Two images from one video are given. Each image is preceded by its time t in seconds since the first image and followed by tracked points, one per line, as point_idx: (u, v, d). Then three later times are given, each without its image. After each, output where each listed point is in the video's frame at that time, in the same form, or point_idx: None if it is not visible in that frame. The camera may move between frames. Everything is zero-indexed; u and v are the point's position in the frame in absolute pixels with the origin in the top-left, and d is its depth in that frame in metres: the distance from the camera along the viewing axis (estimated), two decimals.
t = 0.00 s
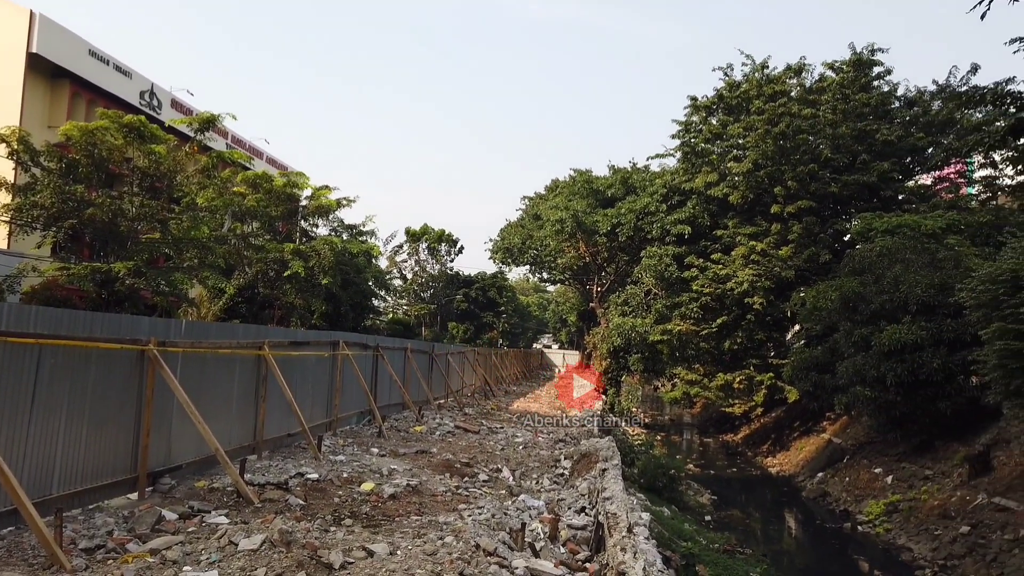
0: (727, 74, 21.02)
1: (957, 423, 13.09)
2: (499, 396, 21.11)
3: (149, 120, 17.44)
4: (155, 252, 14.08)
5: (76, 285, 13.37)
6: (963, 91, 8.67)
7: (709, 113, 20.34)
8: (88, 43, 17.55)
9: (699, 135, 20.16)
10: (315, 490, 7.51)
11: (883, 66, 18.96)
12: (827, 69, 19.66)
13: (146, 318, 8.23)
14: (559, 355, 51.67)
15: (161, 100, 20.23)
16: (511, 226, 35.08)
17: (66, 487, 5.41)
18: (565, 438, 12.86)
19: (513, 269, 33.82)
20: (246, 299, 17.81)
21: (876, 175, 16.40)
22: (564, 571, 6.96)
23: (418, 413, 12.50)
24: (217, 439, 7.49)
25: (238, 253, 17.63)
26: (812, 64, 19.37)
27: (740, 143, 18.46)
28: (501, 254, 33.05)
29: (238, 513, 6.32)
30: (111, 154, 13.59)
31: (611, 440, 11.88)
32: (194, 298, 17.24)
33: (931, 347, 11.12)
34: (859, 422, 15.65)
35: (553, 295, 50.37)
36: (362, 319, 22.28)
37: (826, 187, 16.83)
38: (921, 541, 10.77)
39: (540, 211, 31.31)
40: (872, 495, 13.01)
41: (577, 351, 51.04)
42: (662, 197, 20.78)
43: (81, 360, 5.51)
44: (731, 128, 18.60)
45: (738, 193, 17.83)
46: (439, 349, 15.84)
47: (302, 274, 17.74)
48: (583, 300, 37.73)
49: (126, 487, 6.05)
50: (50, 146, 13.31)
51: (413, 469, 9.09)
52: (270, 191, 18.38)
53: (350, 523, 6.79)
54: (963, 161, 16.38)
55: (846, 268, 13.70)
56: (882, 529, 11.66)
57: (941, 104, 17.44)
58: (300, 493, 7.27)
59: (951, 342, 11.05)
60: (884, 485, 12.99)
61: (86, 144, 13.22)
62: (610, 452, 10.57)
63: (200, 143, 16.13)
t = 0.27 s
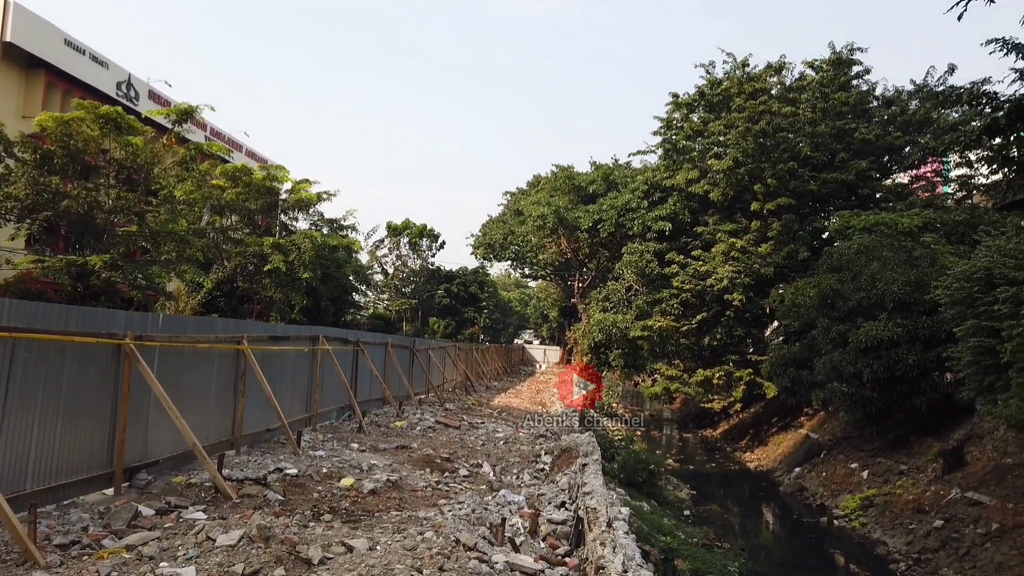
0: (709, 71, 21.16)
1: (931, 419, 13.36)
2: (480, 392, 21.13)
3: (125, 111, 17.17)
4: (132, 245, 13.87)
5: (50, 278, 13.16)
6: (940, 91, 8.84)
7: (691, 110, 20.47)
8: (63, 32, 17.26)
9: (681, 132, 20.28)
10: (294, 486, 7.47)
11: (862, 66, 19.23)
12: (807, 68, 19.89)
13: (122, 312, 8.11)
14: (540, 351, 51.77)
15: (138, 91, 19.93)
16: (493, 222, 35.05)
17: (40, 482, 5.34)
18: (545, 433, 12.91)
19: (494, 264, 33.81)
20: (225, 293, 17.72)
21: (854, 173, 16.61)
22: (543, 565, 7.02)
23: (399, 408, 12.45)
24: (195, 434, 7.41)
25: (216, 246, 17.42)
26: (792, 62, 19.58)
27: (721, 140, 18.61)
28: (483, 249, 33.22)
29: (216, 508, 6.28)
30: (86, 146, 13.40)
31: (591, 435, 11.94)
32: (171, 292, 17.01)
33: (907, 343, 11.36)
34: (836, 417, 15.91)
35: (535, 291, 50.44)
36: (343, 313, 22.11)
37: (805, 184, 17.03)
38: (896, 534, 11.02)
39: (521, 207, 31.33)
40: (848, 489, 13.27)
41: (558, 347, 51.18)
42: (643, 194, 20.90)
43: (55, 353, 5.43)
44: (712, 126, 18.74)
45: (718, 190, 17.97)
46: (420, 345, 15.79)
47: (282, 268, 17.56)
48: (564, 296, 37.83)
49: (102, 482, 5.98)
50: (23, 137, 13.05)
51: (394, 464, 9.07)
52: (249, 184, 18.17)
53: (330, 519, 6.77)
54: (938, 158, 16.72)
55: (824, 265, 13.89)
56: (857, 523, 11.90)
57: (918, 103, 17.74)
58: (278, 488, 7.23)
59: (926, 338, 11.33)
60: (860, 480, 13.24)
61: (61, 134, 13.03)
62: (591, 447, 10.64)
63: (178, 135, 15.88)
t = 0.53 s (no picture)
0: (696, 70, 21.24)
1: (915, 415, 13.56)
2: (468, 388, 21.15)
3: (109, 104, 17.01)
4: (117, 240, 13.74)
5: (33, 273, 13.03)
6: (925, 90, 8.95)
7: (679, 108, 20.54)
8: (45, 24, 17.19)
9: (669, 130, 20.36)
10: (280, 482, 7.45)
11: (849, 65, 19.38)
12: (795, 67, 20.02)
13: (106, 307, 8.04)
14: (528, 347, 51.83)
15: (123, 85, 19.77)
16: (481, 219, 35.03)
17: (23, 479, 5.30)
18: (533, 430, 12.94)
19: (482, 261, 33.80)
20: (210, 289, 17.63)
21: (841, 171, 16.74)
22: (529, 562, 7.06)
23: (386, 405, 12.42)
24: (180, 430, 7.37)
25: (203, 242, 17.28)
26: (780, 61, 19.71)
27: (709, 138, 18.69)
28: (472, 246, 33.26)
29: (201, 505, 6.27)
30: (70, 139, 13.15)
31: (578, 431, 11.97)
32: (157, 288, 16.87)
33: (892, 341, 11.51)
34: (821, 414, 16.08)
35: (523, 287, 50.47)
36: (330, 309, 22.01)
37: (792, 183, 17.15)
38: (880, 530, 11.17)
39: (509, 203, 31.34)
40: (832, 486, 13.43)
41: (545, 344, 51.25)
42: (631, 191, 20.96)
43: (38, 349, 5.39)
44: (700, 123, 18.83)
45: (706, 187, 18.06)
46: (407, 341, 15.75)
47: (269, 264, 17.45)
48: (552, 293, 37.89)
49: (86, 479, 5.94)
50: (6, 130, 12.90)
51: (381, 461, 9.05)
52: (236, 179, 18.04)
53: (316, 515, 6.76)
54: (924, 158, 16.85)
55: (810, 263, 14.01)
56: (842, 519, 12.06)
57: (904, 102, 17.89)
58: (265, 484, 7.21)
59: (911, 336, 11.49)
60: (845, 476, 13.40)
61: (45, 127, 12.88)
62: (578, 444, 10.68)
63: (163, 130, 15.73)
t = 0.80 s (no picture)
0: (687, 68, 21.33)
1: (902, 412, 13.71)
2: (458, 386, 21.15)
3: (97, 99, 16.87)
4: (104, 236, 13.63)
5: (19, 269, 12.90)
6: (912, 89, 9.04)
7: (669, 106, 20.63)
8: (31, 18, 17.03)
9: (659, 128, 20.44)
10: (269, 479, 7.43)
11: (837, 64, 19.52)
12: (784, 65, 20.13)
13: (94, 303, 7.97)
14: (518, 345, 51.89)
15: (110, 80, 19.61)
16: (471, 216, 35.00)
17: (9, 477, 5.27)
18: (522, 427, 12.95)
19: (473, 258, 33.78)
20: (199, 285, 17.52)
21: (829, 170, 16.86)
22: (519, 559, 7.11)
23: (376, 402, 12.38)
24: (168, 428, 7.33)
25: (191, 238, 17.17)
26: (769, 60, 19.82)
27: (698, 136, 18.75)
28: (462, 243, 33.29)
29: (189, 503, 6.26)
30: (57, 134, 13.08)
31: (568, 429, 12.00)
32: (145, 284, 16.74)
33: (880, 338, 11.63)
34: (809, 411, 16.22)
35: (513, 285, 50.50)
36: (320, 307, 21.92)
37: (781, 181, 17.25)
38: (867, 526, 11.30)
39: (500, 201, 31.35)
40: (820, 482, 13.55)
41: (536, 341, 51.31)
42: (621, 188, 21.00)
43: (25, 345, 5.36)
44: (690, 122, 18.91)
45: (696, 185, 18.12)
46: (397, 338, 15.71)
47: (258, 260, 17.34)
48: (542, 290, 37.94)
49: (72, 477, 5.91)
50: None
51: (370, 458, 9.04)
52: (224, 175, 17.93)
53: (305, 513, 6.76)
54: (912, 157, 16.99)
55: (799, 261, 14.09)
56: (830, 515, 12.18)
57: (892, 101, 18.03)
58: (253, 482, 7.19)
59: (898, 334, 11.61)
60: (833, 473, 13.52)
61: (31, 122, 12.72)
62: (567, 441, 10.71)
63: (151, 126, 15.58)
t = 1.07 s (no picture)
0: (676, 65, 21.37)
1: (889, 409, 13.85)
2: (448, 383, 21.14)
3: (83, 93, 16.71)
4: (91, 232, 13.51)
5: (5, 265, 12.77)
6: (900, 87, 9.12)
7: (659, 103, 20.69)
8: (17, 12, 16.84)
9: (649, 126, 20.50)
10: (257, 476, 7.41)
11: (826, 62, 19.65)
12: (773, 63, 20.22)
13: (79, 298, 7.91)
14: (508, 341, 51.93)
15: (97, 74, 19.41)
16: (461, 213, 34.95)
17: None
18: (512, 424, 12.95)
19: (463, 255, 33.74)
20: (187, 282, 17.55)
21: (818, 168, 16.98)
22: (508, 555, 7.16)
23: (365, 399, 12.34)
24: (155, 424, 7.29)
25: (179, 234, 17.05)
26: (759, 58, 19.92)
27: (688, 134, 18.81)
28: (451, 240, 33.30)
29: (177, 499, 6.26)
30: (43, 128, 12.82)
31: (557, 425, 12.02)
32: (132, 280, 16.61)
33: (867, 335, 11.75)
34: (797, 408, 16.36)
35: (503, 282, 50.51)
36: (309, 303, 21.82)
37: (770, 179, 17.34)
38: (854, 522, 11.43)
39: (490, 197, 31.35)
40: (808, 479, 13.68)
41: (525, 338, 51.38)
42: (611, 186, 21.03)
43: (10, 341, 5.33)
44: (680, 119, 18.98)
45: (685, 183, 18.17)
46: (387, 335, 15.66)
47: (247, 256, 17.22)
48: (532, 287, 37.99)
49: (58, 474, 5.88)
50: None
51: (359, 454, 9.03)
52: (213, 171, 17.81)
53: (294, 509, 6.76)
54: (900, 156, 17.13)
55: (787, 258, 14.18)
56: (817, 511, 12.31)
57: (881, 99, 18.15)
58: (241, 479, 7.17)
59: (885, 331, 11.73)
60: (820, 469, 13.65)
61: (16, 117, 12.47)
62: (557, 438, 10.74)
63: (138, 120, 15.41)
